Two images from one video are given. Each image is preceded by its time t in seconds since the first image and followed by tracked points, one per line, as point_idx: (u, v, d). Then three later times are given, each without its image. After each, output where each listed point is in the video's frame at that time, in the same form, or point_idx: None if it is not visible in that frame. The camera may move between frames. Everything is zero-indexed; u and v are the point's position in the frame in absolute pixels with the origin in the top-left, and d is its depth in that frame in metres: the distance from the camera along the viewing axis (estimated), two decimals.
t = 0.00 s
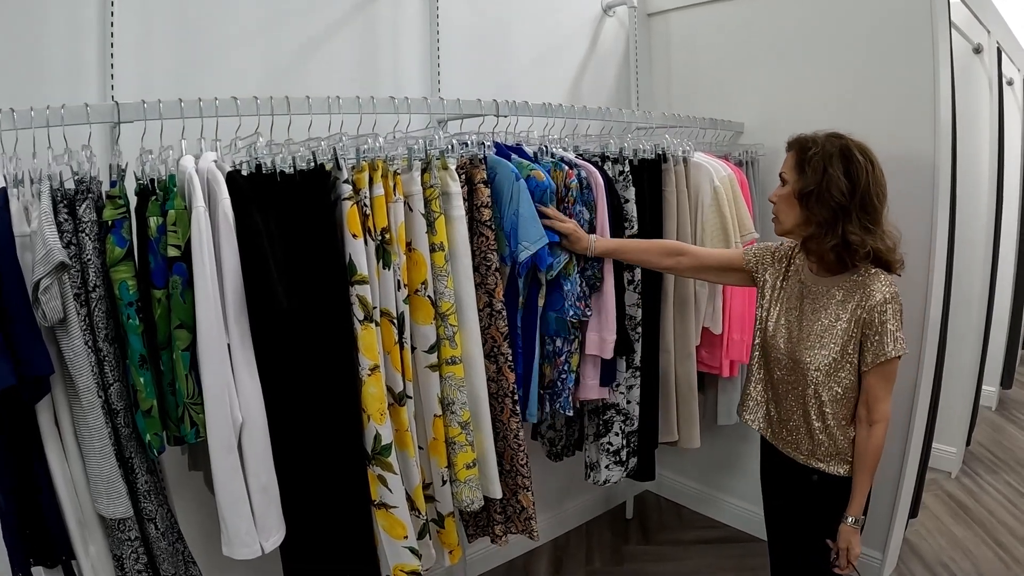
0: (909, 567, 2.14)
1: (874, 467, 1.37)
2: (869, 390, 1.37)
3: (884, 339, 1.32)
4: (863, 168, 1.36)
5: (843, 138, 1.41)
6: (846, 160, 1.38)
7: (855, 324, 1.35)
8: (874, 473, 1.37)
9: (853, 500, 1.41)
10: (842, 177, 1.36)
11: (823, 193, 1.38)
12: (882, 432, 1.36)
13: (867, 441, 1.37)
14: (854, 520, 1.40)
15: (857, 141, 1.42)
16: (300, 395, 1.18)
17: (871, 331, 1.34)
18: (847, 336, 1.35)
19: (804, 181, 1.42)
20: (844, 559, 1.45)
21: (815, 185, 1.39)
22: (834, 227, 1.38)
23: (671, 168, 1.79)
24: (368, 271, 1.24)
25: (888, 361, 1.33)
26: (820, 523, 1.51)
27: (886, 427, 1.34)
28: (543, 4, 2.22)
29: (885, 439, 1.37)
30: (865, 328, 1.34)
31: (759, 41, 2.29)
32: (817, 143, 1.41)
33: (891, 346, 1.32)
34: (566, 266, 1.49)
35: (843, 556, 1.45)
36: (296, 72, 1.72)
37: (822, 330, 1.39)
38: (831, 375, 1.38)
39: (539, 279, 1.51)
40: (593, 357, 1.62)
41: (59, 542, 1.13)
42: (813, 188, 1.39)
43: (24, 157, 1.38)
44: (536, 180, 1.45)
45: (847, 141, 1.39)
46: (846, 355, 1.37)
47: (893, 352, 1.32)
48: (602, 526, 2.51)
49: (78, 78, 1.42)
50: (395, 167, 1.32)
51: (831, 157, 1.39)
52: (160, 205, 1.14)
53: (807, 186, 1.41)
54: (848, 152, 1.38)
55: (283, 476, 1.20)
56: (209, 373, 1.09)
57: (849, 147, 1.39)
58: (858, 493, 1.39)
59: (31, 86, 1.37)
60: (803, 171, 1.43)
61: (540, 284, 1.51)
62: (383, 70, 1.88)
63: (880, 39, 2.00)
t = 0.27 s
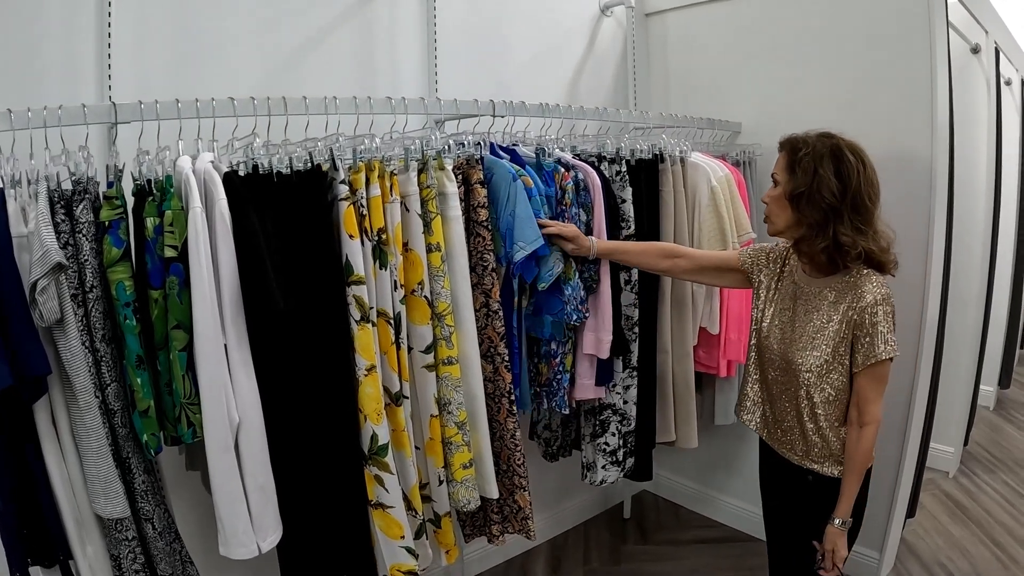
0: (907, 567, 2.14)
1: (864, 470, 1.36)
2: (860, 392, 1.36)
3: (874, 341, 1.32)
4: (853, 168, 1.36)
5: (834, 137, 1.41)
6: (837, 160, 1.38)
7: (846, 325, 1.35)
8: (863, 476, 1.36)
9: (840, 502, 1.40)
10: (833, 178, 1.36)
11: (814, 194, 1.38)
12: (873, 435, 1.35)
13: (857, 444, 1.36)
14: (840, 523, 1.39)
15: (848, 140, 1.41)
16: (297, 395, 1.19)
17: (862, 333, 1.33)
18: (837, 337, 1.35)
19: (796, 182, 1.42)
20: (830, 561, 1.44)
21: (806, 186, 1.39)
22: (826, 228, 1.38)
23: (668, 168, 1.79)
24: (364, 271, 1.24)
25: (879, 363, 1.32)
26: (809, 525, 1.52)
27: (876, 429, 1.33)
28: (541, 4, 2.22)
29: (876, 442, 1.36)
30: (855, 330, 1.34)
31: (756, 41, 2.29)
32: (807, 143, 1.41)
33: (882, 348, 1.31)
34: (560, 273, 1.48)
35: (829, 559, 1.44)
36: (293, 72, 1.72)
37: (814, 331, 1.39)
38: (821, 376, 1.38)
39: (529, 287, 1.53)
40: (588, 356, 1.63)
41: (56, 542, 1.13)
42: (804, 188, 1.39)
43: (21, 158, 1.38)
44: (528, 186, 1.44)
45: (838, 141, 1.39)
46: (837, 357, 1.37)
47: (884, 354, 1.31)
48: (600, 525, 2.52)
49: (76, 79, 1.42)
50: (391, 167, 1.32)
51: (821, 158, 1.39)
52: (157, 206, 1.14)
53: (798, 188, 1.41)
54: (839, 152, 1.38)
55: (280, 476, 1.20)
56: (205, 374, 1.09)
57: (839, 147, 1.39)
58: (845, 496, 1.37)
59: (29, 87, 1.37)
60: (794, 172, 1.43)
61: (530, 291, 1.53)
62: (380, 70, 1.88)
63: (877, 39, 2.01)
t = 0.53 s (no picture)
0: (904, 567, 2.14)
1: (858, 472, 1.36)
2: (854, 394, 1.35)
3: (867, 342, 1.31)
4: (845, 168, 1.35)
5: (826, 137, 1.41)
6: (828, 160, 1.37)
7: (839, 326, 1.35)
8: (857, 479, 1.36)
9: (834, 505, 1.39)
10: (824, 178, 1.36)
11: (805, 195, 1.38)
12: (867, 437, 1.34)
13: (851, 446, 1.36)
14: (833, 525, 1.38)
15: (841, 139, 1.41)
16: (291, 396, 1.19)
17: (855, 334, 1.33)
18: (831, 339, 1.35)
19: (787, 182, 1.42)
20: (822, 563, 1.44)
21: (798, 187, 1.39)
22: (817, 229, 1.37)
23: (664, 168, 1.79)
24: (358, 272, 1.24)
25: (872, 365, 1.32)
26: (803, 526, 1.52)
27: (870, 431, 1.32)
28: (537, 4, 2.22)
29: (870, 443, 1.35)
30: (849, 331, 1.34)
31: (753, 42, 2.29)
32: (799, 143, 1.41)
33: (875, 349, 1.31)
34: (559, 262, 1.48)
35: (822, 561, 1.44)
36: (289, 72, 1.72)
37: (808, 332, 1.39)
38: (815, 378, 1.38)
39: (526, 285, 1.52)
40: (584, 357, 1.63)
41: (49, 543, 1.13)
42: (796, 189, 1.39)
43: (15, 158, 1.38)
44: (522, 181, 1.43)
45: (830, 141, 1.39)
46: (831, 358, 1.37)
47: (877, 356, 1.30)
48: (597, 526, 2.51)
49: (69, 79, 1.42)
50: (385, 168, 1.31)
51: (813, 158, 1.38)
52: (151, 207, 1.14)
53: (790, 188, 1.40)
54: (831, 152, 1.37)
55: (274, 478, 1.20)
56: (199, 376, 1.09)
57: (832, 147, 1.38)
58: (839, 498, 1.37)
59: (22, 87, 1.37)
60: (786, 173, 1.43)
61: (527, 290, 1.52)
62: (376, 70, 1.88)
63: (874, 39, 2.00)
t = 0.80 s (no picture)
0: (903, 567, 2.14)
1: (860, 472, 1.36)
2: (856, 393, 1.36)
3: (869, 342, 1.31)
4: (845, 167, 1.35)
5: (825, 135, 1.41)
6: (828, 159, 1.37)
7: (841, 326, 1.35)
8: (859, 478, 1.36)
9: (837, 505, 1.39)
10: (824, 177, 1.36)
11: (805, 195, 1.38)
12: (869, 436, 1.34)
13: (853, 446, 1.36)
14: (837, 525, 1.38)
15: (840, 137, 1.41)
16: (292, 395, 1.19)
17: (857, 333, 1.33)
18: (832, 338, 1.35)
19: (787, 182, 1.41)
20: (827, 564, 1.44)
21: (798, 186, 1.39)
22: (818, 228, 1.37)
23: (664, 167, 1.79)
24: (359, 270, 1.24)
25: (874, 364, 1.32)
26: (806, 527, 1.52)
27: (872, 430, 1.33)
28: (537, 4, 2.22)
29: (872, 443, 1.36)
30: (850, 331, 1.34)
31: (753, 41, 2.29)
32: (799, 142, 1.41)
33: (876, 349, 1.31)
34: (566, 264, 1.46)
35: (825, 561, 1.44)
36: (288, 71, 1.71)
37: (809, 332, 1.39)
38: (817, 378, 1.38)
39: (534, 277, 1.48)
40: (585, 356, 1.63)
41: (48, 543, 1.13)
42: (796, 189, 1.39)
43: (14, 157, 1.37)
44: (523, 173, 1.44)
45: (829, 139, 1.39)
46: (832, 358, 1.37)
47: (879, 355, 1.31)
48: (596, 525, 2.51)
49: (68, 78, 1.42)
50: (387, 166, 1.31)
51: (812, 157, 1.38)
52: (151, 205, 1.14)
53: (790, 188, 1.40)
54: (831, 150, 1.37)
55: (274, 477, 1.20)
56: (199, 374, 1.09)
57: (831, 145, 1.38)
58: (842, 498, 1.37)
59: (22, 86, 1.36)
60: (786, 172, 1.43)
61: (535, 281, 1.49)
62: (376, 69, 1.87)
63: (874, 39, 2.00)
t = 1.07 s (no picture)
0: (902, 566, 2.14)
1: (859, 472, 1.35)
2: (855, 393, 1.35)
3: (868, 342, 1.31)
4: (842, 165, 1.35)
5: (823, 134, 1.40)
6: (826, 158, 1.37)
7: (840, 326, 1.35)
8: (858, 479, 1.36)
9: (836, 505, 1.39)
10: (821, 176, 1.36)
11: (803, 194, 1.38)
12: (868, 437, 1.34)
13: (852, 446, 1.35)
14: (836, 525, 1.38)
15: (838, 135, 1.40)
16: (288, 395, 1.18)
17: (856, 333, 1.33)
18: (832, 338, 1.35)
19: (785, 181, 1.41)
20: (826, 564, 1.43)
21: (795, 185, 1.39)
22: (816, 227, 1.37)
23: (661, 166, 1.79)
24: (355, 270, 1.24)
25: (873, 364, 1.31)
26: (806, 527, 1.52)
27: (871, 431, 1.32)
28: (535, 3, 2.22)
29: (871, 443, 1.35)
30: (850, 330, 1.34)
31: (751, 40, 2.29)
32: (797, 141, 1.41)
33: (876, 348, 1.30)
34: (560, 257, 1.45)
35: (824, 561, 1.44)
36: (286, 71, 1.71)
37: (809, 331, 1.39)
38: (816, 377, 1.38)
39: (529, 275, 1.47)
40: (583, 356, 1.63)
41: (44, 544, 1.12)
42: (794, 188, 1.39)
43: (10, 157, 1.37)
44: (515, 171, 1.43)
45: (827, 138, 1.38)
46: (832, 357, 1.36)
47: (878, 355, 1.30)
48: (594, 525, 2.51)
49: (64, 78, 1.41)
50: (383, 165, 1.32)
51: (810, 156, 1.38)
52: (147, 204, 1.13)
53: (788, 187, 1.40)
54: (828, 149, 1.37)
55: (270, 477, 1.20)
56: (195, 374, 1.08)
57: (829, 143, 1.38)
58: (841, 498, 1.37)
59: (18, 85, 1.36)
60: (784, 171, 1.43)
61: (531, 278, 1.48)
62: (373, 69, 1.87)
63: (872, 39, 2.00)
